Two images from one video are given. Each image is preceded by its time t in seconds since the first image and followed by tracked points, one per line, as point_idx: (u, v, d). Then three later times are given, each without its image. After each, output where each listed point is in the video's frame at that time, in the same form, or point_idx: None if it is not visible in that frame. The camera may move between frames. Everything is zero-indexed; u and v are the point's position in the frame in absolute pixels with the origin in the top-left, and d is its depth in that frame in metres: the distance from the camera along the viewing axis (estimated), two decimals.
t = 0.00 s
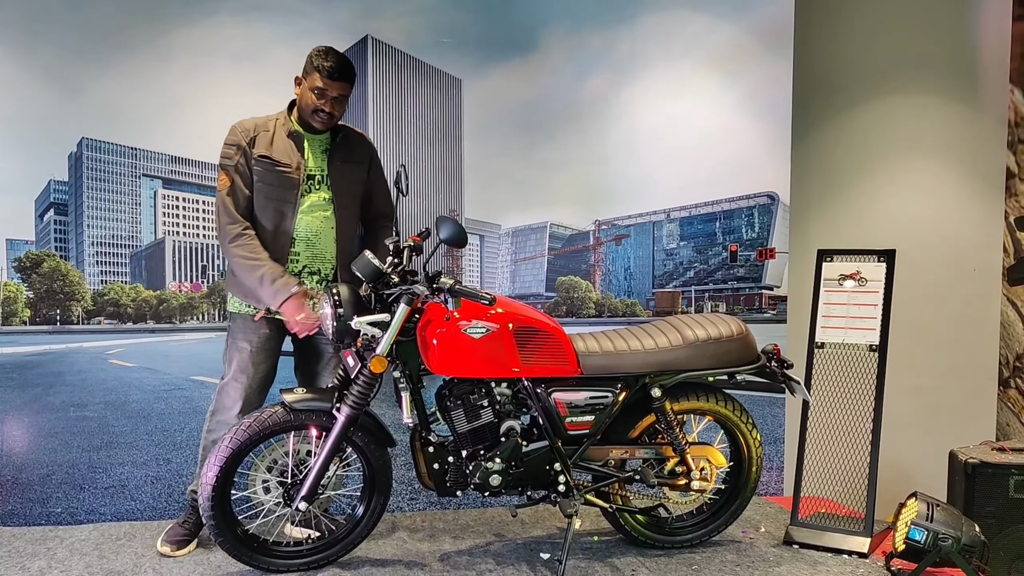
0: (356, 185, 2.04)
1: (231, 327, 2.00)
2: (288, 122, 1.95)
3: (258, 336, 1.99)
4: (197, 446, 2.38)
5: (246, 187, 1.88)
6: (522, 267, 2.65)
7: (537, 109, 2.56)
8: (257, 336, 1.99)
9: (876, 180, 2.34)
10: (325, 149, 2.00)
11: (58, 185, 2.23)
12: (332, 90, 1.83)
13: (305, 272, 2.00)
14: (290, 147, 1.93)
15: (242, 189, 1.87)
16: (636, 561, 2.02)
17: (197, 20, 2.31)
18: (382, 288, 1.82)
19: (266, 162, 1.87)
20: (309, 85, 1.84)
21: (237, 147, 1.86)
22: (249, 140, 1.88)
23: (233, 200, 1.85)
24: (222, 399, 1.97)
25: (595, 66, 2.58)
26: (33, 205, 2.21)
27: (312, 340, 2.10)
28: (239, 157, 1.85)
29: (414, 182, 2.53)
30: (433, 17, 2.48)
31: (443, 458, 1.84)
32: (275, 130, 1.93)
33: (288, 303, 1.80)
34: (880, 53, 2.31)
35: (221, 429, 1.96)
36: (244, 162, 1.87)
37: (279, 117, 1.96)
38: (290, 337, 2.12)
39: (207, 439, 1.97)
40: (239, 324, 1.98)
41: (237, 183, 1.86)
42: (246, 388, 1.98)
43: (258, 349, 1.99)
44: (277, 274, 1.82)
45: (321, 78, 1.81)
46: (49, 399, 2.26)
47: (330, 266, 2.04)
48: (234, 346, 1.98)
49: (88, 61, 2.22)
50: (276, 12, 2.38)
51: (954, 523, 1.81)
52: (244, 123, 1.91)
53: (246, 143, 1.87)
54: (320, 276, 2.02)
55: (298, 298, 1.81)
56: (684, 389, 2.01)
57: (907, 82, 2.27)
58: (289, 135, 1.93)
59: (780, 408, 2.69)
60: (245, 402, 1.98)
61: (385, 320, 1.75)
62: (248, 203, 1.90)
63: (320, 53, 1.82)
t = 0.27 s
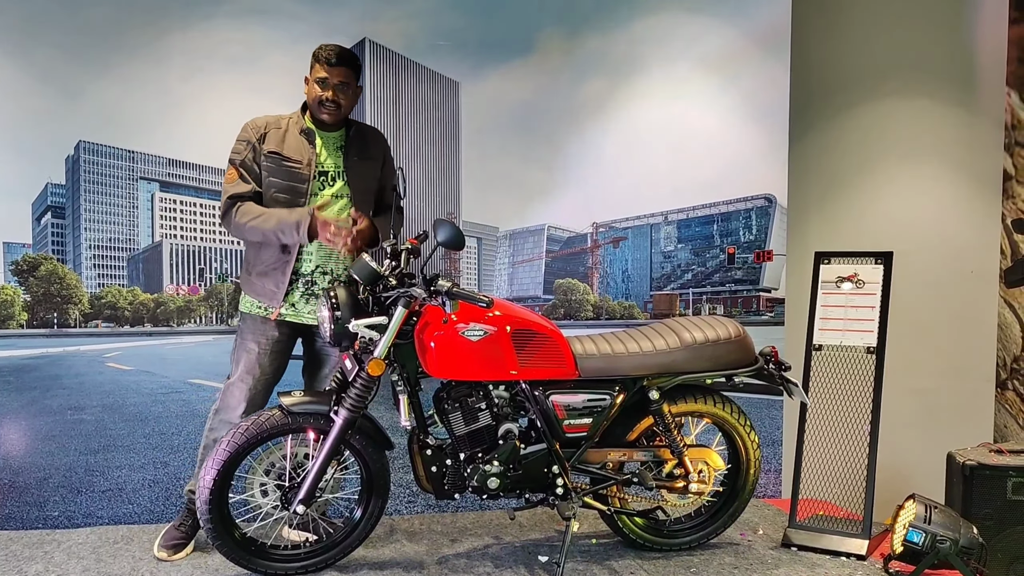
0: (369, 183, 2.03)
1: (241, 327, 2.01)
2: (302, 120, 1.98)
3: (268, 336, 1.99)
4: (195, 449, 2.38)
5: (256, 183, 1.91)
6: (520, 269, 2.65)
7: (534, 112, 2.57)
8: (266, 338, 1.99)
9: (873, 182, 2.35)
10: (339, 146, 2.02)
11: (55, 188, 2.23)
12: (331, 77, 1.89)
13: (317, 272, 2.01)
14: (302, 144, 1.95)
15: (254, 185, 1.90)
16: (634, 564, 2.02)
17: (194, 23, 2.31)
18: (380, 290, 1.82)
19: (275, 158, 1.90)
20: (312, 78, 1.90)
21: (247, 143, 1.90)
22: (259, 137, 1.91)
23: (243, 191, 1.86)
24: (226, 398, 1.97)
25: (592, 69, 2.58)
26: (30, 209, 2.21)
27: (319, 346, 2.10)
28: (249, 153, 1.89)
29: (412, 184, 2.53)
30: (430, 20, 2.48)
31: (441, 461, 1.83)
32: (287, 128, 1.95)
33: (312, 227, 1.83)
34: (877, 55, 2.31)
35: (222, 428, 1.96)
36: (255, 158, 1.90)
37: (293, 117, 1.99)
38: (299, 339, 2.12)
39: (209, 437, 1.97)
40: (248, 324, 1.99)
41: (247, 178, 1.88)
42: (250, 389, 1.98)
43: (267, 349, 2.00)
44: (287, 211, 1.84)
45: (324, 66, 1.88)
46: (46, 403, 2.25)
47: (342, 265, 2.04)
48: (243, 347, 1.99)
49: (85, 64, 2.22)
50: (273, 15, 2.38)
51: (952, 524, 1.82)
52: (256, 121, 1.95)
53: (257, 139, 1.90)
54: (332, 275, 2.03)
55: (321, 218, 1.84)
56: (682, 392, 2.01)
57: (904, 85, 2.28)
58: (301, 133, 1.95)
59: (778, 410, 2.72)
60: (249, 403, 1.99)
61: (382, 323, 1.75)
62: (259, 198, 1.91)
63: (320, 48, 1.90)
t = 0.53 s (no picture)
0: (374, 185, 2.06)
1: (244, 328, 2.01)
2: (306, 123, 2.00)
3: (271, 338, 1.99)
4: (194, 452, 2.38)
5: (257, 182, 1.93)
6: (519, 271, 2.65)
7: (533, 114, 2.57)
8: (268, 340, 1.99)
9: (872, 184, 2.35)
10: (344, 148, 2.04)
11: (54, 191, 2.24)
12: (332, 78, 1.87)
13: (321, 273, 2.00)
14: (305, 146, 1.97)
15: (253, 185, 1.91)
16: (633, 566, 2.02)
17: (192, 25, 2.31)
18: (379, 293, 1.82)
19: (275, 158, 1.92)
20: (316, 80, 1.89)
21: (248, 144, 1.92)
22: (261, 139, 1.94)
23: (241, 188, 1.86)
24: (228, 400, 1.97)
25: (590, 71, 2.58)
26: (29, 211, 2.21)
27: (321, 349, 2.11)
28: (251, 153, 1.91)
29: (411, 187, 2.53)
30: (429, 23, 2.48)
31: (440, 463, 1.83)
32: (290, 130, 1.97)
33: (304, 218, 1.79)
34: (876, 57, 2.31)
35: (224, 430, 1.95)
36: (256, 159, 1.92)
37: (297, 120, 2.01)
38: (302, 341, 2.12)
39: (211, 439, 1.96)
40: (251, 326, 2.00)
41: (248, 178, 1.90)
42: (252, 390, 1.97)
43: (270, 351, 2.00)
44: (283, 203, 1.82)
45: (326, 69, 1.86)
46: (45, 405, 2.25)
47: (346, 267, 2.04)
48: (245, 348, 1.99)
49: (84, 67, 2.22)
50: (272, 18, 2.38)
51: (951, 526, 1.82)
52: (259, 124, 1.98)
53: (258, 140, 1.93)
54: (336, 277, 2.02)
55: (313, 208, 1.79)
56: (681, 394, 2.02)
57: (902, 86, 2.28)
58: (305, 136, 1.98)
59: (778, 412, 2.74)
60: (251, 404, 1.98)
61: (381, 325, 1.75)
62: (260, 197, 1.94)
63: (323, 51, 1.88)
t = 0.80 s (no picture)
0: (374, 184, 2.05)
1: (243, 329, 2.01)
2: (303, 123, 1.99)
3: (271, 338, 1.99)
4: (193, 452, 2.38)
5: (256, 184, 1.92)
6: (518, 272, 2.66)
7: (532, 115, 2.57)
8: (267, 341, 1.99)
9: (871, 184, 2.35)
10: (342, 148, 2.03)
11: (54, 192, 2.24)
12: (329, 77, 1.87)
13: (320, 273, 1.99)
14: (304, 146, 1.97)
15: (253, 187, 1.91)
16: (632, 566, 2.02)
17: (191, 25, 2.31)
18: (378, 293, 1.82)
19: (274, 159, 1.92)
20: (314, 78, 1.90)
21: (247, 147, 1.92)
22: (260, 141, 1.93)
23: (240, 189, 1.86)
24: (226, 400, 1.97)
25: (589, 71, 2.58)
26: (27, 212, 2.21)
27: (319, 352, 2.11)
28: (249, 155, 1.91)
29: (410, 187, 2.53)
30: (427, 23, 2.48)
31: (439, 464, 1.83)
32: (288, 131, 1.97)
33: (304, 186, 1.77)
34: (874, 57, 2.31)
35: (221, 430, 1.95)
36: (255, 160, 1.92)
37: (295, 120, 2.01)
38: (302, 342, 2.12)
39: (208, 439, 1.96)
40: (250, 326, 2.00)
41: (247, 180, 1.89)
42: (250, 391, 1.97)
43: (269, 351, 2.00)
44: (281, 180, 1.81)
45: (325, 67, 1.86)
46: (44, 406, 2.25)
47: (345, 266, 2.03)
48: (244, 349, 1.99)
49: (82, 67, 2.22)
50: (270, 18, 2.38)
51: (950, 526, 1.82)
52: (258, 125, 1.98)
53: (256, 142, 1.93)
54: (335, 276, 2.01)
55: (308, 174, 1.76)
56: (680, 394, 2.01)
57: (901, 87, 2.28)
58: (302, 136, 1.97)
59: (775, 412, 2.71)
60: (248, 405, 1.97)
61: (380, 325, 1.75)
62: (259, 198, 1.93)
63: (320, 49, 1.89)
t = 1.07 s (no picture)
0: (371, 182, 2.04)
1: (240, 327, 2.01)
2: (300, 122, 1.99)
3: (268, 338, 1.99)
4: (192, 451, 2.38)
5: (254, 184, 1.93)
6: (517, 271, 2.66)
7: (531, 114, 2.57)
8: (264, 339, 1.99)
9: (870, 184, 2.35)
10: (339, 147, 2.02)
11: (53, 192, 2.24)
12: (324, 76, 1.87)
13: (317, 272, 1.99)
14: (300, 146, 1.96)
15: (251, 187, 1.91)
16: (631, 565, 2.02)
17: (190, 25, 2.31)
18: (376, 292, 1.82)
19: (272, 158, 1.92)
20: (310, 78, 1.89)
21: (245, 147, 1.93)
22: (257, 141, 1.94)
23: (239, 191, 1.88)
24: (224, 399, 1.97)
25: (589, 71, 2.58)
26: (26, 212, 2.21)
27: (316, 352, 2.11)
28: (247, 155, 1.91)
29: (409, 186, 2.53)
30: (426, 22, 2.48)
31: (438, 463, 1.83)
32: (285, 130, 1.96)
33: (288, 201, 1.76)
34: (873, 57, 2.31)
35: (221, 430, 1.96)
36: (252, 160, 1.92)
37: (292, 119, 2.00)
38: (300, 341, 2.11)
39: (206, 437, 1.97)
40: (248, 325, 2.00)
41: (245, 180, 1.90)
42: (248, 390, 1.98)
43: (266, 350, 1.99)
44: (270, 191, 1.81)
45: (321, 67, 1.86)
46: (43, 405, 2.25)
47: (342, 265, 2.02)
48: (241, 348, 1.99)
49: (81, 67, 2.22)
50: (269, 17, 2.38)
51: (949, 525, 1.82)
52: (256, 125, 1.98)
53: (254, 142, 1.93)
54: (332, 275, 2.01)
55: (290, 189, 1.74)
56: (679, 393, 2.02)
57: (900, 86, 2.28)
58: (299, 135, 1.97)
59: (775, 411, 2.73)
60: (246, 403, 1.98)
61: (378, 325, 1.75)
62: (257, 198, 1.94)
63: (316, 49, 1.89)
